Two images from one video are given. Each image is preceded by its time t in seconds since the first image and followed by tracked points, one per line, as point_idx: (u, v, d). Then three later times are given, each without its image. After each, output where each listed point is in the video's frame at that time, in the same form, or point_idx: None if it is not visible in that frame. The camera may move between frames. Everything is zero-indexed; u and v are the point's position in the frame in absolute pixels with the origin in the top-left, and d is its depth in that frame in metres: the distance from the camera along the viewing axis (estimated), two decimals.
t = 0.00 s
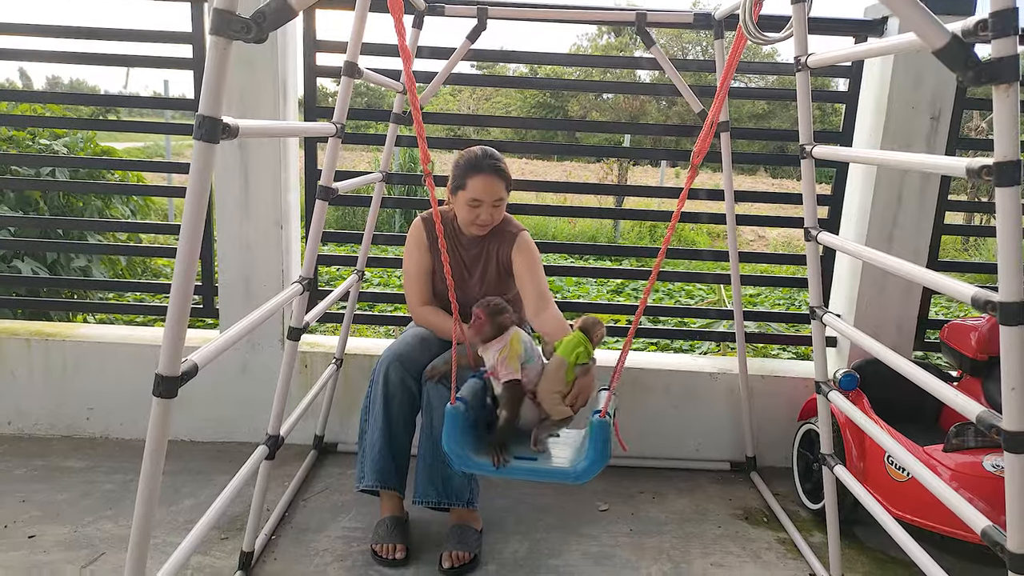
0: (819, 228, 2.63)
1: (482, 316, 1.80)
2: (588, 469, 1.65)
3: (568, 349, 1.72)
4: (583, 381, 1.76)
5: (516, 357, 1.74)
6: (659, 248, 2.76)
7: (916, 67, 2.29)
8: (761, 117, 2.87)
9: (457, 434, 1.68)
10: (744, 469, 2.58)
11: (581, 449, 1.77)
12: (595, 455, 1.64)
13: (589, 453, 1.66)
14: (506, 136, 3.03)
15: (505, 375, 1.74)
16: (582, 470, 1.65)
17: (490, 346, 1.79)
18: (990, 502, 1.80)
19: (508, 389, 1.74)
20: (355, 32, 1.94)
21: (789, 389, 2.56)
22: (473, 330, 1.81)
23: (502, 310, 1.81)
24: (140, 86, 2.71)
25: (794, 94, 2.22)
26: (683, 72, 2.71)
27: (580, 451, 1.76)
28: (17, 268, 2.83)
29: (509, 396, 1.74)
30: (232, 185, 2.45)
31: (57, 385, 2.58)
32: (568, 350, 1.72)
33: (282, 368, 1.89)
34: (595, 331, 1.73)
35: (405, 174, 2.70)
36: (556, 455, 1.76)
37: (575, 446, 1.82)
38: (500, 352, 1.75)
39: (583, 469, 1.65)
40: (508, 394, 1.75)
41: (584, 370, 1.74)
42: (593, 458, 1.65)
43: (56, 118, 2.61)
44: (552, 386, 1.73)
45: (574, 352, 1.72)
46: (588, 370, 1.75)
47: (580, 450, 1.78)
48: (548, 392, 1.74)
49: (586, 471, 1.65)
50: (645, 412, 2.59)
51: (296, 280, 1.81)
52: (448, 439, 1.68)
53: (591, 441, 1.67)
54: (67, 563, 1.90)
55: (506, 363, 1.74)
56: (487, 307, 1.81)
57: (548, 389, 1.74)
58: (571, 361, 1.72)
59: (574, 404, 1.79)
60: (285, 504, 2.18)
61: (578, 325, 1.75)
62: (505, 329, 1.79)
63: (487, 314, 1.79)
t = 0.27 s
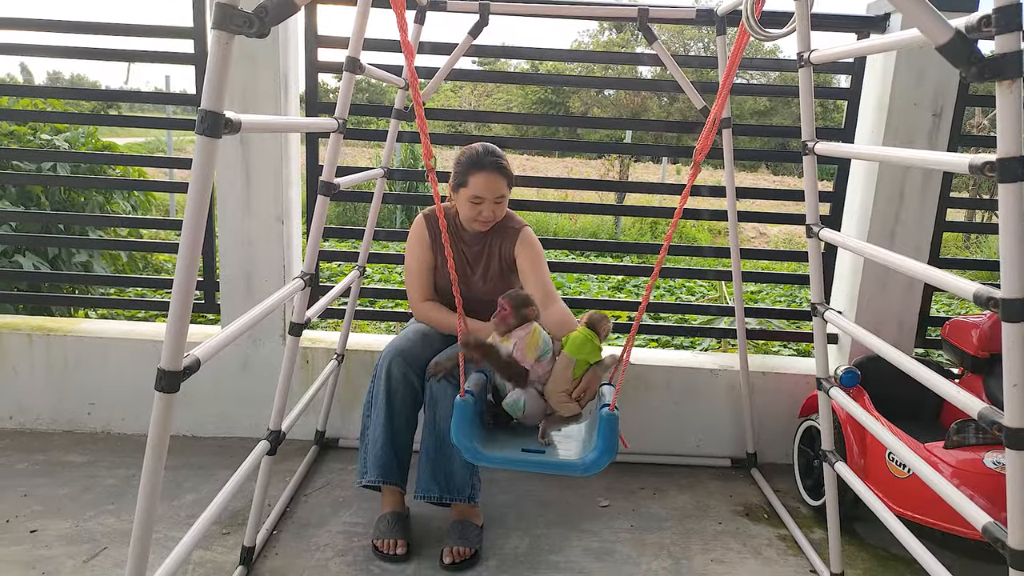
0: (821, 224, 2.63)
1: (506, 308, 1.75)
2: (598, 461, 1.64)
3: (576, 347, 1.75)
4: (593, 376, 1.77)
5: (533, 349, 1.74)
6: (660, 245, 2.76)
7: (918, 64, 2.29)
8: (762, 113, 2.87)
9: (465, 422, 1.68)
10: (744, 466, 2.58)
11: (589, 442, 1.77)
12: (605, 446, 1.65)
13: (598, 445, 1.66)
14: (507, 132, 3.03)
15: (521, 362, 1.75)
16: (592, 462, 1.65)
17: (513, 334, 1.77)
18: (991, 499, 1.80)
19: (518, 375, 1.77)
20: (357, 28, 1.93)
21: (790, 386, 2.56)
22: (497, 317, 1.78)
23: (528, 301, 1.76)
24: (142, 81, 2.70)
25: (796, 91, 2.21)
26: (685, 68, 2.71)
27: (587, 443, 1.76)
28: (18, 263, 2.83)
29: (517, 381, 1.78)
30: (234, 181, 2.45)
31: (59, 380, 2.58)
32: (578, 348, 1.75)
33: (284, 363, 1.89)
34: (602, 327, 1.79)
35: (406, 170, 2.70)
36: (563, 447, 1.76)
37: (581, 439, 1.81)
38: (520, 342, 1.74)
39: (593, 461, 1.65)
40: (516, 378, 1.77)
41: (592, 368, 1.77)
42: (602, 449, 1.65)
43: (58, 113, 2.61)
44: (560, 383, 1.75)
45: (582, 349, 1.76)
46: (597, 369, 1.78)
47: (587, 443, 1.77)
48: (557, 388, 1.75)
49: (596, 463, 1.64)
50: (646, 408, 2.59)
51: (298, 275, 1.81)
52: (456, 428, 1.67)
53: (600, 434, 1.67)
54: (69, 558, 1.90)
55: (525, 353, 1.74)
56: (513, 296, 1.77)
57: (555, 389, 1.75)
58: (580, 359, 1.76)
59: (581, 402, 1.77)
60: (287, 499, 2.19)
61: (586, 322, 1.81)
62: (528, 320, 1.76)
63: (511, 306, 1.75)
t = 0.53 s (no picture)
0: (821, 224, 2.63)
1: (515, 300, 1.78)
2: (604, 461, 1.66)
3: (581, 338, 1.72)
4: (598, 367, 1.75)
5: (538, 343, 1.77)
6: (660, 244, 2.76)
7: (920, 63, 2.28)
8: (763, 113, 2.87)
9: (472, 420, 1.68)
10: (744, 466, 2.58)
11: (592, 442, 1.78)
12: (611, 445, 1.67)
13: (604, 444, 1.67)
14: (507, 132, 3.02)
15: (518, 354, 1.77)
16: (597, 462, 1.66)
17: (518, 325, 1.80)
18: (991, 499, 1.80)
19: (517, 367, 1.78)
20: (357, 26, 1.93)
21: (790, 386, 2.56)
22: (506, 308, 1.80)
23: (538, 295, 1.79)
24: (142, 80, 2.71)
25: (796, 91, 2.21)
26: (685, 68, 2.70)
27: (591, 444, 1.77)
28: (19, 262, 2.83)
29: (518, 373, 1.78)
30: (234, 179, 2.45)
31: (59, 379, 2.58)
32: (585, 339, 1.72)
33: (284, 363, 1.88)
34: (606, 317, 1.73)
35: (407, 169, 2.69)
36: (567, 447, 1.77)
37: (584, 441, 1.82)
38: (522, 335, 1.77)
39: (599, 460, 1.66)
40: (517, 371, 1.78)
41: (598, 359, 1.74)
42: (608, 448, 1.67)
43: (58, 112, 2.61)
44: (565, 376, 1.73)
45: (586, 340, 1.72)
46: (603, 360, 1.75)
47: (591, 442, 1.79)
48: (561, 381, 1.74)
49: (602, 462, 1.66)
50: (646, 408, 2.59)
51: (299, 274, 1.81)
52: (463, 426, 1.68)
53: (605, 433, 1.69)
54: (69, 556, 1.90)
55: (524, 344, 1.77)
56: (524, 289, 1.79)
57: (560, 381, 1.74)
58: (585, 350, 1.72)
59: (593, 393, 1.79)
60: (287, 498, 2.19)
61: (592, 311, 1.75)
62: (535, 314, 1.79)
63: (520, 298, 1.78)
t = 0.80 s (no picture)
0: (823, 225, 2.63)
1: (514, 300, 1.81)
2: (598, 460, 1.65)
3: (577, 339, 1.71)
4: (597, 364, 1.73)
5: (537, 344, 1.78)
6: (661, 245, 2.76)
7: (921, 63, 2.28)
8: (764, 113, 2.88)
9: (465, 420, 1.68)
10: (745, 466, 2.58)
11: (588, 443, 1.78)
12: (605, 445, 1.66)
13: (599, 444, 1.67)
14: (509, 132, 3.02)
15: (515, 355, 1.78)
16: (591, 461, 1.65)
17: (517, 326, 1.82)
18: (992, 500, 1.80)
19: (515, 367, 1.79)
20: (358, 26, 1.93)
21: (791, 386, 2.56)
22: (505, 308, 1.83)
23: (537, 294, 1.82)
24: (144, 80, 2.71)
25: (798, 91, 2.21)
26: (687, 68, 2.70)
27: (587, 445, 1.76)
28: (20, 261, 2.83)
29: (516, 374, 1.80)
30: (235, 179, 2.45)
31: (60, 378, 2.58)
32: (580, 340, 1.70)
33: (285, 362, 1.88)
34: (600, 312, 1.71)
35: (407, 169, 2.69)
36: (562, 447, 1.76)
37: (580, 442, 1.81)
38: (521, 335, 1.78)
39: (593, 459, 1.65)
40: (516, 372, 1.80)
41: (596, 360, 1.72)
42: (603, 448, 1.66)
43: (59, 111, 2.61)
44: (561, 375, 1.72)
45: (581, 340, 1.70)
46: (601, 359, 1.72)
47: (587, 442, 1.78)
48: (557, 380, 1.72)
49: (596, 462, 1.65)
50: (647, 408, 2.59)
51: (300, 274, 1.81)
52: (457, 426, 1.68)
53: (601, 433, 1.68)
54: (70, 556, 1.90)
55: (523, 345, 1.78)
56: (523, 290, 1.82)
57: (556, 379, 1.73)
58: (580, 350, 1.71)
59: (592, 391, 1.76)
60: (287, 498, 2.19)
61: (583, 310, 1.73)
62: (535, 314, 1.82)
63: (520, 298, 1.81)
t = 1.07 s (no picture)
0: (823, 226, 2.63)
1: (514, 302, 1.83)
2: (608, 460, 1.65)
3: (563, 347, 1.70)
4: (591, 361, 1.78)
5: (536, 347, 1.79)
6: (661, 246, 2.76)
7: (922, 65, 2.28)
8: (765, 115, 2.88)
9: (477, 424, 1.67)
10: (745, 468, 2.58)
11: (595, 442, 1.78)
12: (615, 444, 1.66)
13: (609, 443, 1.67)
14: (509, 133, 3.02)
15: (514, 358, 1.80)
16: (601, 461, 1.66)
17: (516, 329, 1.84)
18: (993, 502, 1.80)
19: (515, 371, 1.81)
20: (358, 28, 1.93)
21: (791, 387, 2.56)
22: (504, 310, 1.85)
23: (537, 297, 1.85)
24: (144, 81, 2.71)
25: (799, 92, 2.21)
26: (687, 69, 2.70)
27: (595, 444, 1.77)
28: (21, 263, 2.83)
29: (516, 376, 1.82)
30: (235, 180, 2.45)
31: (60, 380, 2.58)
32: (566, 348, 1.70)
33: (285, 364, 1.88)
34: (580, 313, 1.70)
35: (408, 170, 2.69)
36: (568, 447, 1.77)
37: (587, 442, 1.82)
38: (520, 338, 1.80)
39: (604, 459, 1.65)
40: (516, 375, 1.82)
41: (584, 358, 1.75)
42: (613, 447, 1.66)
43: (60, 113, 2.61)
44: (557, 385, 1.75)
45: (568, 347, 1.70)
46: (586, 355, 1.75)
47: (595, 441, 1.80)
48: (554, 391, 1.75)
49: (607, 461, 1.65)
50: (647, 409, 2.59)
51: (300, 276, 1.81)
52: (468, 429, 1.67)
53: (610, 432, 1.69)
54: (69, 557, 1.90)
55: (522, 349, 1.79)
56: (522, 292, 1.83)
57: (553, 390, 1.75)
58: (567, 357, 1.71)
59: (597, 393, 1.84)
60: (287, 499, 2.19)
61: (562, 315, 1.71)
62: (534, 317, 1.84)
63: (519, 300, 1.82)
